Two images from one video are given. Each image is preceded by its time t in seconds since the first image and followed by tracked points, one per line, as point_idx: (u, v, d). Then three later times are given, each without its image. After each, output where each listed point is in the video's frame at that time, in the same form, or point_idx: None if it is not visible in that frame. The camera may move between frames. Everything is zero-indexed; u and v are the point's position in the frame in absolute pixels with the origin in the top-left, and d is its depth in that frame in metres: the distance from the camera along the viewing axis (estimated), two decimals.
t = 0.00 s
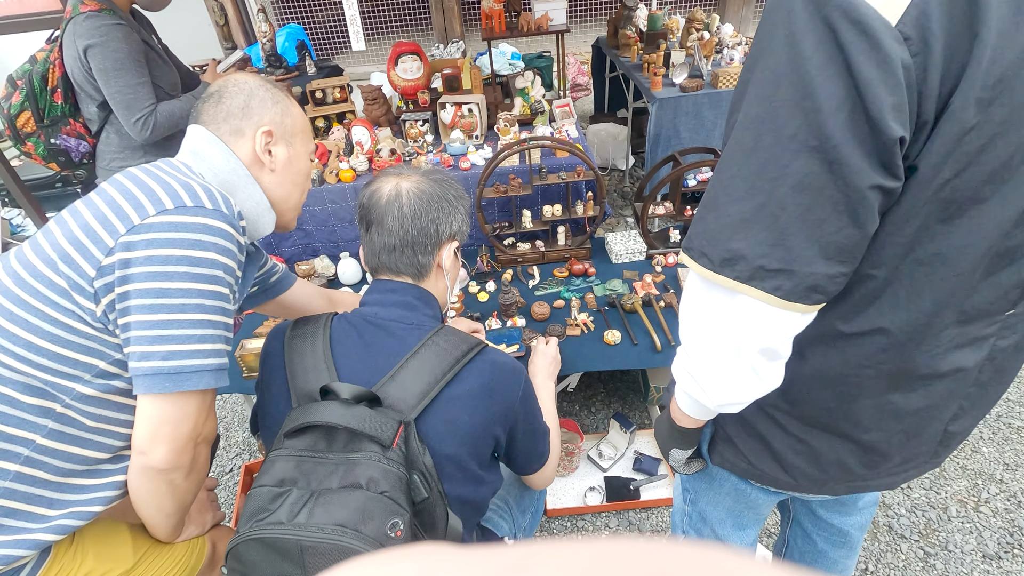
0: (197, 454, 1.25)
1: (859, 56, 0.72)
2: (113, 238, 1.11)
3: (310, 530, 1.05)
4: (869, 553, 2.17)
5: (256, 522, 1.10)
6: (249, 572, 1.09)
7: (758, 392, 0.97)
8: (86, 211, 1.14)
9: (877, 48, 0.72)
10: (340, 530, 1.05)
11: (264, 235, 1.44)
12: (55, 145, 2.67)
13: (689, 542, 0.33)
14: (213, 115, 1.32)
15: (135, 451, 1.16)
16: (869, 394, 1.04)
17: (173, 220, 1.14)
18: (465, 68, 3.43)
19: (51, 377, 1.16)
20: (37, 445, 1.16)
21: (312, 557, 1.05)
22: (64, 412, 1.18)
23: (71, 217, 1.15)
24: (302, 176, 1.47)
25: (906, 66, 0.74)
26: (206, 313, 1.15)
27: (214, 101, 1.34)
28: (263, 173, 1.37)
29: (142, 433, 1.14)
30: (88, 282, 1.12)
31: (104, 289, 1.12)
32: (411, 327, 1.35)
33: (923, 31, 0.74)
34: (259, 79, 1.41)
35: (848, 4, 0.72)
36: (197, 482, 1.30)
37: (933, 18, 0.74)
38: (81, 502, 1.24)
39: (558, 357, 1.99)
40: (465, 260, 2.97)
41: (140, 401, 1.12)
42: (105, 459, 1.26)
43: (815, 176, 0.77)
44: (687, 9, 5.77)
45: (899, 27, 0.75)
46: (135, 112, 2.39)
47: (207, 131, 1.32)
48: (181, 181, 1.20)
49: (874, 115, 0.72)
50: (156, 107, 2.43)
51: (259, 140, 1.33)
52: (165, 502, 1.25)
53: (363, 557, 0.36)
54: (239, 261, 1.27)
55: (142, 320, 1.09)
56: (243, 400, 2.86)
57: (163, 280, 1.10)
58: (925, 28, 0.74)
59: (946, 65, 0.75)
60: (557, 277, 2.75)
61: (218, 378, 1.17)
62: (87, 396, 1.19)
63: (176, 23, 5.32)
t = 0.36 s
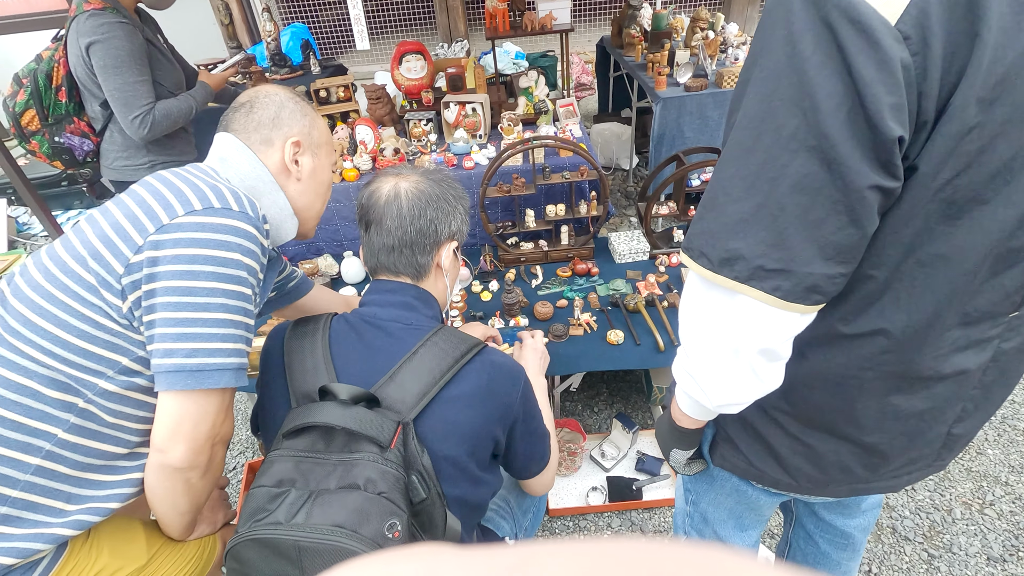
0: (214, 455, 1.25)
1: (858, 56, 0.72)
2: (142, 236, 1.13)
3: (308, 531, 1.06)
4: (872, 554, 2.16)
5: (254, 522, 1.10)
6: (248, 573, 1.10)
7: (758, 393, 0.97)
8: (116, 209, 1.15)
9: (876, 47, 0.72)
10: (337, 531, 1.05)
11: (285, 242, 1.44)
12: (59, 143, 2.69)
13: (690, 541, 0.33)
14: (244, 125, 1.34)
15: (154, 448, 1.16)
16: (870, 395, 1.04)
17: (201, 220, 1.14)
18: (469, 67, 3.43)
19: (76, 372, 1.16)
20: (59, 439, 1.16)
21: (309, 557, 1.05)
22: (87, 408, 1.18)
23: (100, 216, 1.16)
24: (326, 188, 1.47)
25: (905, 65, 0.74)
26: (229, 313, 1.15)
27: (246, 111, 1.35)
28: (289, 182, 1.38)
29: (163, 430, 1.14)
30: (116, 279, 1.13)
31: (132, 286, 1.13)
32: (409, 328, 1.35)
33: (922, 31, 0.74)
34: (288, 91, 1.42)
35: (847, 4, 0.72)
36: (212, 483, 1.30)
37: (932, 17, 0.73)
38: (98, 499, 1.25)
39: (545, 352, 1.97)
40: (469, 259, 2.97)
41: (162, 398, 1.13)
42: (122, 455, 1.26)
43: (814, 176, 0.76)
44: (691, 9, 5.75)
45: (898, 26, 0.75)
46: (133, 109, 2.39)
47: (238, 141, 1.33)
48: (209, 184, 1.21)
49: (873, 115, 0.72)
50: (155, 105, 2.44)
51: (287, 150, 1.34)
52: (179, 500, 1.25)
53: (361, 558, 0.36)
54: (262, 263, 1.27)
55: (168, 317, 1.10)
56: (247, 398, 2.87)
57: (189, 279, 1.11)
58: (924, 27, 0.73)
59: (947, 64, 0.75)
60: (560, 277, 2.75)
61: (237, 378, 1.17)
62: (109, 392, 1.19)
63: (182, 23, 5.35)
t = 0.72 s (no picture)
0: (226, 439, 1.28)
1: (857, 50, 0.71)
2: (155, 226, 1.13)
3: (307, 528, 1.06)
4: (875, 552, 2.16)
5: (255, 519, 1.11)
6: (248, 569, 1.10)
7: (757, 389, 0.97)
8: (125, 198, 1.15)
9: (875, 42, 0.71)
10: (336, 528, 1.05)
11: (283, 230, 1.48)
12: (62, 139, 2.68)
13: (691, 538, 0.33)
14: (246, 109, 1.34)
15: (169, 434, 1.19)
16: (871, 392, 1.04)
17: (215, 212, 1.15)
18: (473, 63, 3.42)
19: (87, 360, 1.17)
20: (69, 426, 1.18)
21: (308, 554, 1.06)
22: (97, 396, 1.20)
23: (107, 203, 1.16)
24: (324, 175, 1.50)
25: (905, 60, 0.73)
26: (243, 303, 1.18)
27: (248, 94, 1.36)
28: (289, 168, 1.39)
29: (177, 416, 1.17)
30: (129, 269, 1.14)
31: (145, 276, 1.14)
32: (409, 324, 1.35)
33: (922, 26, 0.74)
34: (291, 76, 1.42)
35: None
36: (222, 468, 1.33)
37: (931, 13, 0.73)
38: (104, 485, 1.27)
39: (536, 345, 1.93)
40: (472, 256, 2.98)
41: (176, 386, 1.15)
42: (128, 442, 1.28)
43: (813, 171, 0.76)
44: (696, 5, 5.74)
45: (897, 21, 0.75)
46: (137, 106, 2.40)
47: (241, 126, 1.33)
48: (219, 173, 1.22)
49: (871, 109, 0.72)
50: (159, 103, 2.44)
51: (289, 136, 1.35)
52: (192, 485, 1.28)
53: (362, 555, 0.36)
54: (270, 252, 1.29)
55: (182, 308, 1.12)
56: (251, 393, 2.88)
57: (204, 270, 1.12)
58: (924, 22, 0.74)
59: (946, 58, 0.74)
60: (563, 274, 2.74)
61: (251, 366, 1.20)
62: (120, 378, 1.21)
63: (186, 19, 5.35)
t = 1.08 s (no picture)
0: (232, 415, 1.32)
1: (860, 48, 0.71)
2: (164, 211, 1.16)
3: (309, 528, 1.07)
4: (880, 554, 2.15)
5: (257, 519, 1.12)
6: (250, 569, 1.10)
7: (760, 388, 0.96)
8: (132, 182, 1.16)
9: (879, 40, 0.71)
10: (338, 529, 1.06)
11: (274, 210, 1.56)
12: (71, 136, 2.73)
13: (693, 538, 0.33)
14: (238, 87, 1.42)
15: (178, 411, 1.22)
16: (876, 392, 1.03)
17: (222, 198, 1.19)
18: (480, 60, 3.42)
19: (94, 341, 1.19)
20: (77, 404, 1.20)
21: (311, 555, 1.07)
22: (103, 374, 1.21)
23: (111, 184, 1.17)
24: (313, 156, 1.58)
25: (909, 58, 0.73)
26: (250, 287, 1.22)
27: (241, 72, 1.44)
28: (279, 147, 1.47)
29: (187, 395, 1.19)
30: (138, 253, 1.16)
31: (154, 260, 1.17)
32: (411, 324, 1.36)
33: (927, 24, 0.73)
34: (284, 56, 1.51)
35: None
36: (227, 445, 1.37)
37: (936, 10, 0.72)
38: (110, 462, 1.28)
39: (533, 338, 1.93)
40: (478, 253, 2.98)
41: (184, 367, 1.18)
42: (131, 421, 1.29)
43: (816, 170, 0.76)
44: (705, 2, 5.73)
45: (901, 19, 0.74)
46: (145, 102, 2.41)
47: (233, 104, 1.40)
48: (224, 159, 1.25)
49: (875, 108, 0.71)
50: (167, 99, 2.45)
51: (280, 116, 1.44)
52: (200, 462, 1.31)
53: (358, 556, 0.36)
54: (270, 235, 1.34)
55: (192, 292, 1.15)
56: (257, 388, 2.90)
57: (214, 256, 1.16)
58: (928, 20, 0.72)
59: (951, 57, 0.73)
60: (569, 272, 2.74)
61: (257, 347, 1.25)
62: (128, 360, 1.23)
63: (195, 15, 5.37)
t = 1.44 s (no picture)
0: (212, 403, 1.37)
1: (843, 48, 0.72)
2: (143, 206, 1.19)
3: (302, 535, 1.07)
4: (873, 553, 2.16)
5: (249, 526, 1.12)
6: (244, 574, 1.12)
7: (747, 385, 0.97)
8: (107, 177, 1.18)
9: (861, 40, 0.72)
10: (332, 536, 1.06)
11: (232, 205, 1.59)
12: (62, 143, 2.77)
13: (690, 539, 0.34)
14: (194, 79, 1.45)
15: (161, 400, 1.26)
16: (865, 390, 1.04)
17: (200, 192, 1.24)
18: (473, 63, 3.43)
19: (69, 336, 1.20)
20: (51, 400, 1.21)
21: (304, 561, 1.07)
22: (77, 368, 1.23)
23: (82, 177, 1.18)
24: (270, 152, 1.61)
25: (891, 58, 0.74)
26: (229, 277, 1.28)
27: (197, 65, 1.47)
28: (236, 140, 1.50)
29: (169, 382, 1.24)
30: (117, 246, 1.18)
31: (133, 253, 1.20)
32: (404, 327, 1.36)
33: (908, 25, 0.75)
34: (242, 53, 1.54)
35: None
36: (208, 435, 1.41)
37: (917, 12, 0.74)
38: (83, 453, 1.29)
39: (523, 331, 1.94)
40: (472, 255, 2.99)
41: (165, 356, 1.23)
42: (105, 414, 1.32)
43: (800, 168, 0.77)
44: (697, 6, 5.78)
45: (884, 19, 0.76)
46: (138, 107, 2.37)
47: (193, 95, 1.43)
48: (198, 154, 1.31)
49: (858, 106, 0.72)
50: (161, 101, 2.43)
51: (235, 109, 1.46)
52: (184, 453, 1.34)
53: (351, 558, 0.36)
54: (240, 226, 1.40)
55: (176, 284, 1.20)
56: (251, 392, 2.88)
57: (195, 248, 1.22)
58: (910, 22, 0.74)
59: (932, 57, 0.75)
60: (563, 274, 2.75)
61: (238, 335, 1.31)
62: (103, 352, 1.26)
63: (188, 18, 5.36)
